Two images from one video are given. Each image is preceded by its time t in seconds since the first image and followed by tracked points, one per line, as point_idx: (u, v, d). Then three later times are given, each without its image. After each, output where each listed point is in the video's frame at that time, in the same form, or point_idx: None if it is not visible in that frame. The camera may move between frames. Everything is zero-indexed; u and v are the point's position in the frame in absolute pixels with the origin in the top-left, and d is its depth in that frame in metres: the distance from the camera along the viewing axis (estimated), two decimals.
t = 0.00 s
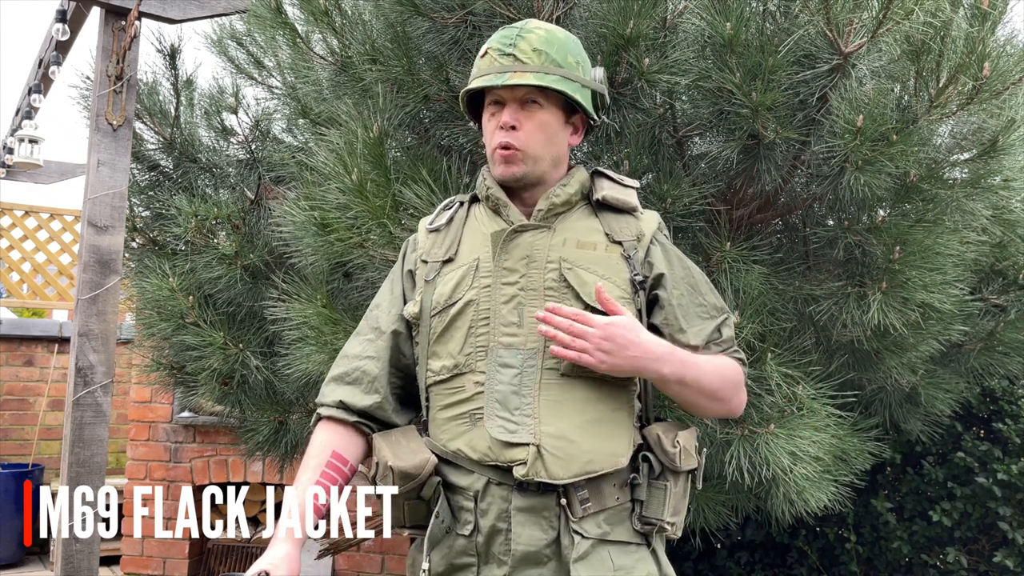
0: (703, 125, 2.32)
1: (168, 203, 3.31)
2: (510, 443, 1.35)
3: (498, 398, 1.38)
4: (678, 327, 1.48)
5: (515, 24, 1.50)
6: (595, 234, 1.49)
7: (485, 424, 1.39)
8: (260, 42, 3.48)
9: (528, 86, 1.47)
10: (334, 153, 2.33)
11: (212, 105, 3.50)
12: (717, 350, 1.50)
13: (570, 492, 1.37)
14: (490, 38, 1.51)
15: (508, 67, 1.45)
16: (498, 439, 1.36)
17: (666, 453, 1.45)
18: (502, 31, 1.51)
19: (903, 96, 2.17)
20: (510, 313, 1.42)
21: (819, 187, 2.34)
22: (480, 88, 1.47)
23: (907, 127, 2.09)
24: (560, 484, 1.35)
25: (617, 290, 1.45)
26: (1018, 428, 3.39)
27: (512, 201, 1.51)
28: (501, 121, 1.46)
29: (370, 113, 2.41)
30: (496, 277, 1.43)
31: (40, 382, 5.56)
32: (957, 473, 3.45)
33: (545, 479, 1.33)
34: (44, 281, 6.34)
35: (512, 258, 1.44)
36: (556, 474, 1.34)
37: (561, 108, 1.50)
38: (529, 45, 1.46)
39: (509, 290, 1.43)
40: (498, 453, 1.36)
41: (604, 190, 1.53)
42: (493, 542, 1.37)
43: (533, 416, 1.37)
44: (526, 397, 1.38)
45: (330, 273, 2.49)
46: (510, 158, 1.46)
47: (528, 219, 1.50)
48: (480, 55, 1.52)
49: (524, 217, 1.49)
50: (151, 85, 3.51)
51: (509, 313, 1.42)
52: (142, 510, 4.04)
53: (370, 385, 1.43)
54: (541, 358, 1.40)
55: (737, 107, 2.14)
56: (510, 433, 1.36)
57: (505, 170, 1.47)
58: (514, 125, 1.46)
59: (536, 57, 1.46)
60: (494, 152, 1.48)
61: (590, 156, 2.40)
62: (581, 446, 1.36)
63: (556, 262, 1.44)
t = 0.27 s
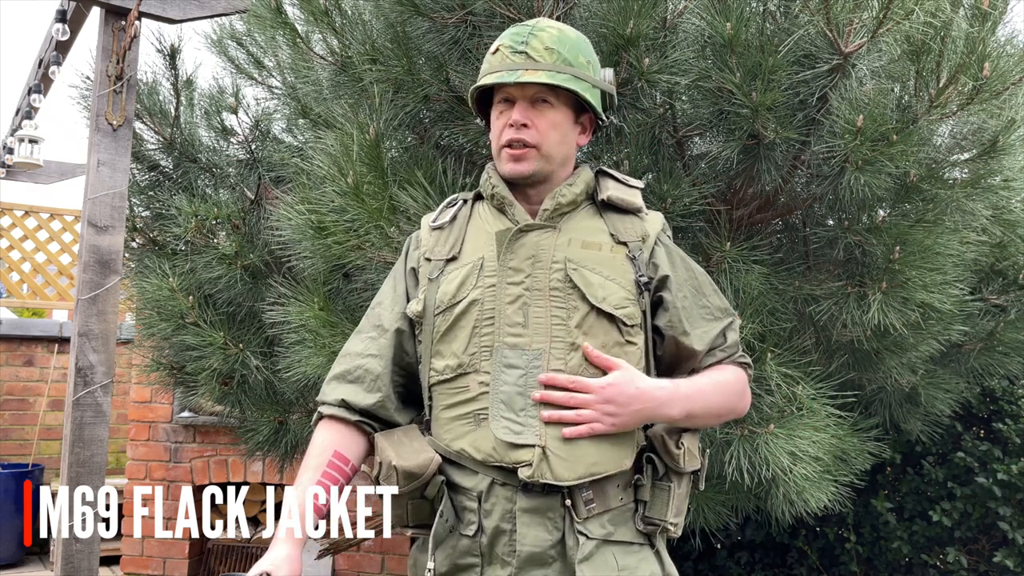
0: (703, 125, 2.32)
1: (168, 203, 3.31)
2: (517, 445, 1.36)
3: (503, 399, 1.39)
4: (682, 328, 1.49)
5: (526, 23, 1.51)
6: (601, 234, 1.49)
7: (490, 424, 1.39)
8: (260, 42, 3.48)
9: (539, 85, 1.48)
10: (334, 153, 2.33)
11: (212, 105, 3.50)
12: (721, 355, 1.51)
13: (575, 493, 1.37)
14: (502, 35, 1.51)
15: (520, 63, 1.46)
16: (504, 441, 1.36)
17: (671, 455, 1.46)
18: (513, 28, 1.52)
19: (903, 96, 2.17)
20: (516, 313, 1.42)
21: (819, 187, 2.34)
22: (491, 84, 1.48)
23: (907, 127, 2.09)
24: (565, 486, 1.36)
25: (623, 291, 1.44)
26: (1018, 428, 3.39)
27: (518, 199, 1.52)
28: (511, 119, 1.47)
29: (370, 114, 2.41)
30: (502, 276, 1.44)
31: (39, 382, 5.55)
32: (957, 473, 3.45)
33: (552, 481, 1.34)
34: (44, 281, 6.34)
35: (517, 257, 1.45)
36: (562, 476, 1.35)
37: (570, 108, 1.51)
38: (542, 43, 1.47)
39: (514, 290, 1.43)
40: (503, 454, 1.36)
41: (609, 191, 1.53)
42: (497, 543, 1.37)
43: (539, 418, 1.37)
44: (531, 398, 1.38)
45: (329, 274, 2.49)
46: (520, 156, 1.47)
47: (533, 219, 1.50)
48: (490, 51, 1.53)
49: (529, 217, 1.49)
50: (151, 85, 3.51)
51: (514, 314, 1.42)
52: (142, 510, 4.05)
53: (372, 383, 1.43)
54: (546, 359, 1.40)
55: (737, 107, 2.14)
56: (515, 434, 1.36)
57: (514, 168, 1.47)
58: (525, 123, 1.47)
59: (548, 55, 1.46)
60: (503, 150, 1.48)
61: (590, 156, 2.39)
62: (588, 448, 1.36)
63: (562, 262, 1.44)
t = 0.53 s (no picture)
0: (703, 125, 2.31)
1: (168, 203, 3.31)
2: (519, 446, 1.36)
3: (506, 401, 1.38)
4: (684, 329, 1.49)
5: (530, 21, 1.50)
6: (603, 235, 1.49)
7: (492, 426, 1.39)
8: (259, 42, 3.47)
9: (545, 85, 1.48)
10: (334, 153, 2.33)
11: (212, 105, 3.50)
12: (722, 356, 1.51)
13: (578, 495, 1.37)
14: (506, 35, 1.51)
15: (527, 63, 1.46)
16: (506, 442, 1.36)
17: (672, 457, 1.47)
18: (516, 27, 1.51)
19: (903, 96, 2.17)
20: (518, 314, 1.42)
21: (819, 187, 2.34)
22: (497, 83, 1.47)
23: (907, 127, 2.09)
24: (568, 489, 1.36)
25: (625, 292, 1.44)
26: (1018, 428, 3.39)
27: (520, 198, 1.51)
28: (518, 119, 1.47)
29: (370, 114, 2.41)
30: (504, 277, 1.44)
31: (40, 382, 5.55)
32: (957, 473, 3.45)
33: (554, 484, 1.34)
34: (44, 281, 6.34)
35: (519, 258, 1.45)
36: (564, 478, 1.35)
37: (575, 108, 1.51)
38: (547, 43, 1.47)
39: (516, 291, 1.43)
40: (506, 455, 1.36)
41: (611, 191, 1.53)
42: (499, 544, 1.37)
43: (541, 420, 1.37)
44: (533, 400, 1.38)
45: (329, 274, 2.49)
46: (528, 156, 1.47)
47: (535, 219, 1.50)
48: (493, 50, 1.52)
49: (531, 217, 1.49)
50: (151, 85, 3.51)
51: (516, 315, 1.42)
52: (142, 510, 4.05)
53: (371, 383, 1.43)
54: (548, 360, 1.40)
55: (737, 107, 2.14)
56: (518, 436, 1.36)
57: (521, 168, 1.47)
58: (533, 123, 1.47)
59: (554, 54, 1.47)
60: (510, 150, 1.48)
61: (590, 156, 2.39)
62: (591, 450, 1.37)
63: (564, 263, 1.44)
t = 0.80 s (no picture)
0: (703, 125, 2.31)
1: (168, 203, 3.31)
2: (519, 447, 1.36)
3: (506, 401, 1.38)
4: (684, 330, 1.49)
5: (531, 21, 1.51)
6: (603, 235, 1.49)
7: (492, 427, 1.39)
8: (259, 42, 3.47)
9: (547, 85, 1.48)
10: (334, 153, 2.33)
11: (212, 105, 3.50)
12: (722, 356, 1.51)
13: (578, 495, 1.37)
14: (506, 35, 1.51)
15: (529, 63, 1.46)
16: (507, 443, 1.36)
17: (672, 457, 1.47)
18: (516, 27, 1.51)
19: (903, 96, 2.17)
20: (518, 315, 1.42)
21: (819, 187, 2.34)
22: (499, 83, 1.47)
23: (908, 127, 2.09)
24: (568, 489, 1.36)
25: (625, 293, 1.44)
26: (1018, 428, 3.39)
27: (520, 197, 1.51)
28: (520, 119, 1.47)
29: (370, 114, 2.41)
30: (505, 277, 1.44)
31: (40, 382, 5.55)
32: (957, 473, 3.45)
33: (554, 484, 1.34)
34: (44, 281, 6.34)
35: (520, 258, 1.45)
36: (565, 479, 1.35)
37: (575, 108, 1.52)
38: (549, 42, 1.47)
39: (516, 292, 1.43)
40: (506, 456, 1.36)
41: (611, 191, 1.53)
42: (499, 545, 1.37)
43: (542, 420, 1.37)
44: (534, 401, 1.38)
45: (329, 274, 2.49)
46: (529, 156, 1.47)
47: (535, 219, 1.50)
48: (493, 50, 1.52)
49: (531, 217, 1.49)
50: (151, 85, 3.51)
51: (516, 316, 1.42)
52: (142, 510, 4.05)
53: (370, 384, 1.43)
54: (549, 361, 1.40)
55: (737, 107, 2.14)
56: (519, 437, 1.36)
57: (522, 168, 1.47)
58: (535, 123, 1.47)
59: (556, 54, 1.47)
60: (512, 150, 1.48)
61: (590, 157, 2.39)
62: (592, 451, 1.37)
63: (564, 264, 1.44)
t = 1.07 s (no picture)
0: (703, 125, 2.31)
1: (168, 203, 3.31)
2: (520, 444, 1.36)
3: (506, 398, 1.39)
4: (683, 327, 1.49)
5: (548, 24, 1.47)
6: (601, 233, 1.49)
7: (493, 424, 1.39)
8: (259, 42, 3.47)
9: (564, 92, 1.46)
10: (334, 153, 2.33)
11: (212, 105, 3.50)
12: (722, 352, 1.51)
13: (579, 492, 1.37)
14: (523, 35, 1.46)
15: (551, 70, 1.43)
16: (507, 440, 1.37)
17: (671, 453, 1.46)
18: (532, 27, 1.47)
19: (903, 96, 2.16)
20: (518, 312, 1.42)
21: (819, 187, 2.34)
22: (518, 88, 1.43)
23: (908, 127, 2.09)
24: (567, 485, 1.36)
25: (624, 291, 1.44)
26: (1018, 428, 3.39)
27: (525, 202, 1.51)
28: (539, 127, 1.44)
29: (370, 113, 2.40)
30: (504, 275, 1.44)
31: (40, 382, 5.55)
32: (957, 473, 3.45)
33: (555, 481, 1.35)
34: (44, 281, 6.34)
35: (519, 256, 1.45)
36: (565, 475, 1.35)
37: (585, 116, 1.51)
38: (568, 50, 1.45)
39: (516, 289, 1.43)
40: (506, 453, 1.37)
41: (609, 189, 1.53)
42: (501, 542, 1.37)
43: (543, 417, 1.37)
44: (535, 398, 1.38)
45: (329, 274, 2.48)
46: (543, 165, 1.46)
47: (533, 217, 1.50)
48: (507, 48, 1.47)
49: (530, 215, 1.49)
50: (151, 85, 3.51)
51: (516, 313, 1.42)
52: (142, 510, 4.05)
53: (369, 383, 1.43)
54: (548, 358, 1.40)
55: (737, 107, 2.14)
56: (520, 434, 1.36)
57: (534, 177, 1.47)
58: (552, 132, 1.45)
59: (576, 63, 1.45)
60: (525, 157, 1.46)
61: (590, 157, 2.39)
62: (591, 447, 1.37)
63: (563, 261, 1.44)
